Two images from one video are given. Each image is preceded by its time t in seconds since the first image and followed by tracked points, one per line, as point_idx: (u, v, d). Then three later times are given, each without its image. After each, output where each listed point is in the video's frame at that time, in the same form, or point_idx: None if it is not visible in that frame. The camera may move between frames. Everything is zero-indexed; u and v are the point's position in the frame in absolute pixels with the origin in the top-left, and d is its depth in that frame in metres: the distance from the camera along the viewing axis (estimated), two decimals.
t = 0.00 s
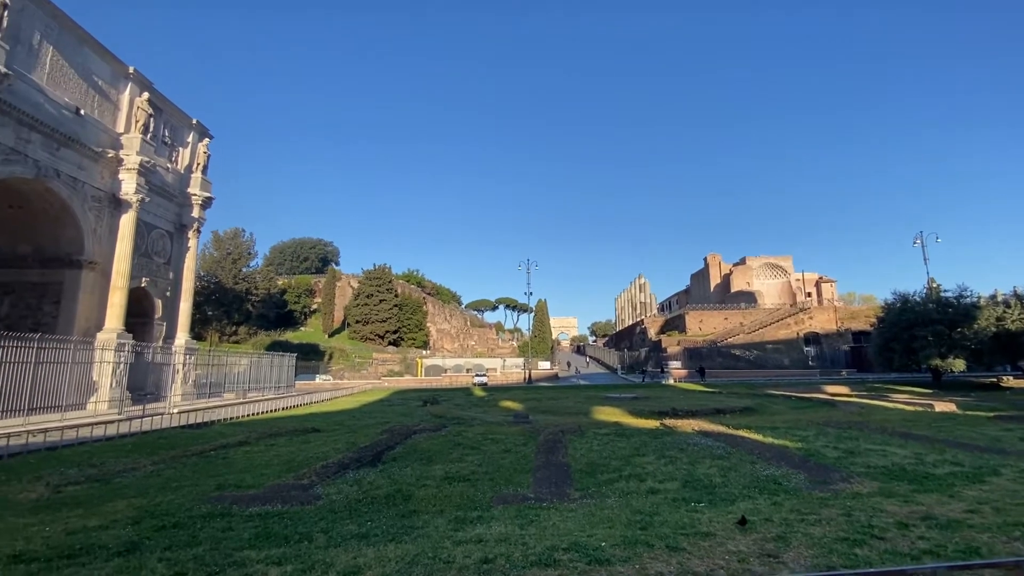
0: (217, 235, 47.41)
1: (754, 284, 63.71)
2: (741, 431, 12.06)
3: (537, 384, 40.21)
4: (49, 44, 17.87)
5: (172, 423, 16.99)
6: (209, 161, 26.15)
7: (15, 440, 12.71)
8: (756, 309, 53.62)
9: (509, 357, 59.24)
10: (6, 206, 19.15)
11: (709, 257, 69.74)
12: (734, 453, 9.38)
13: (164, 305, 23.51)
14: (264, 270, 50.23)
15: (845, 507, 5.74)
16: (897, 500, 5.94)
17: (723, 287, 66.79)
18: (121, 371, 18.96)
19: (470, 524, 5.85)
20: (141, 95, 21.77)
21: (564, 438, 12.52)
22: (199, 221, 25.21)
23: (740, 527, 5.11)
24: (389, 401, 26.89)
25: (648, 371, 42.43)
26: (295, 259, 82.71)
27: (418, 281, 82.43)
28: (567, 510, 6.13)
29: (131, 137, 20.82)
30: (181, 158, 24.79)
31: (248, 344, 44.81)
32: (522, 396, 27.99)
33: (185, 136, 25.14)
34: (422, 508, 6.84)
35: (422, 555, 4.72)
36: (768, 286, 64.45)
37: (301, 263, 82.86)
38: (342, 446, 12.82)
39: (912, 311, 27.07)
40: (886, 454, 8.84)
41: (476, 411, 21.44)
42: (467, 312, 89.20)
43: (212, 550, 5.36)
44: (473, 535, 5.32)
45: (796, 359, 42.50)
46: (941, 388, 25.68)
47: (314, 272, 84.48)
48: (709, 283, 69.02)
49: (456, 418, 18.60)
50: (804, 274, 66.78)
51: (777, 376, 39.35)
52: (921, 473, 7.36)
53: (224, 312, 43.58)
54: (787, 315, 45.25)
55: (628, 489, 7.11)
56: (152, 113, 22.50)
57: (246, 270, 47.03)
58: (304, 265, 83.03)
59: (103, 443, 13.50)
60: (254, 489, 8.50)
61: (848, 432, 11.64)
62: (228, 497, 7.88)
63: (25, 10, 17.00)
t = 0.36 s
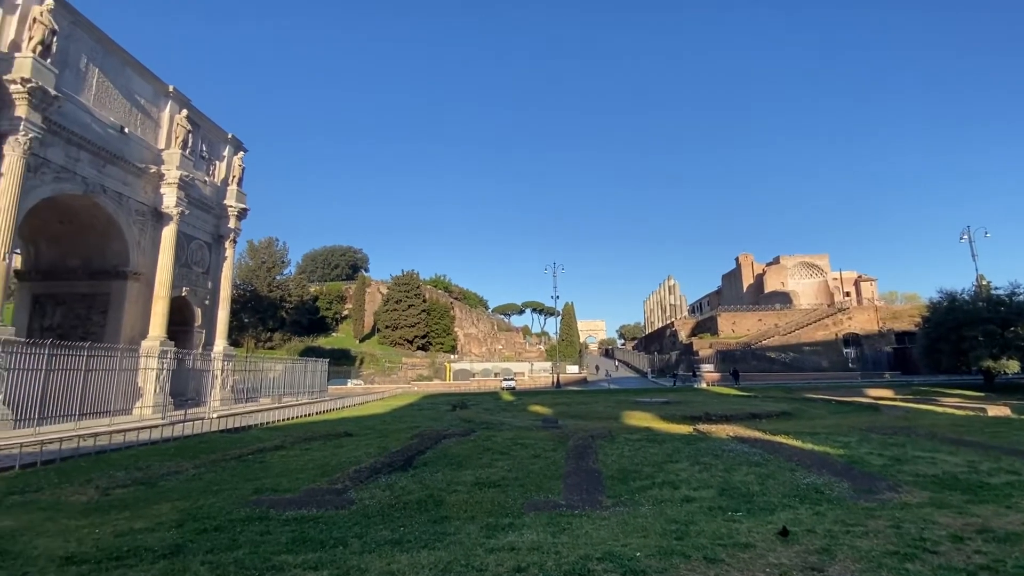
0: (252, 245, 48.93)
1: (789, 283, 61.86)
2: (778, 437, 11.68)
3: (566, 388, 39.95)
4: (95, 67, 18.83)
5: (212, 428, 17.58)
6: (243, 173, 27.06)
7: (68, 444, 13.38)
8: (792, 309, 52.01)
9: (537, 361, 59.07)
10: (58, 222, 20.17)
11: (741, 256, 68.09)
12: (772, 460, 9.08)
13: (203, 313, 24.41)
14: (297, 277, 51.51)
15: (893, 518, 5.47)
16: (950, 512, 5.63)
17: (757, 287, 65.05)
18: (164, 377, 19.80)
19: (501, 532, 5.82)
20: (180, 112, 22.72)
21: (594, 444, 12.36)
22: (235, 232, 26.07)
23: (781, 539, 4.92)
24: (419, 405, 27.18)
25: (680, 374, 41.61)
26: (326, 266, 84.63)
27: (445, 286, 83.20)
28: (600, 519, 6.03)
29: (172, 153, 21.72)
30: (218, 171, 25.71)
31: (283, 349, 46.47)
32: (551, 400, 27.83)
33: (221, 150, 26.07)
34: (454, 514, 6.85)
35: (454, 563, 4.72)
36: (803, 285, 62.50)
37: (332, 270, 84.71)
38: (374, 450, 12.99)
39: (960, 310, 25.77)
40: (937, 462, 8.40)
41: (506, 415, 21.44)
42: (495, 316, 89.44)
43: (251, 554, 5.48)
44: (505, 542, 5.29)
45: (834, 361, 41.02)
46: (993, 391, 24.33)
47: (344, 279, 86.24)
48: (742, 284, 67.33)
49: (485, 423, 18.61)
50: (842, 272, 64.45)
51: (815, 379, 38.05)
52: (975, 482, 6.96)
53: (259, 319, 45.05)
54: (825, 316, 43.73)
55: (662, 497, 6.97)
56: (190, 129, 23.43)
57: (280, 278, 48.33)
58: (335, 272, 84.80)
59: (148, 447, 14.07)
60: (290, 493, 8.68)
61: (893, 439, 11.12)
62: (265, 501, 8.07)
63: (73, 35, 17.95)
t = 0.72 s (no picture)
0: (290, 254, 50.51)
1: (832, 282, 59.51)
2: (825, 443, 11.22)
3: (599, 392, 39.51)
4: (143, 88, 19.88)
5: (254, 431, 18.17)
6: (281, 185, 28.01)
7: (123, 446, 14.08)
8: (835, 309, 50.01)
9: (570, 365, 58.67)
10: (112, 236, 21.32)
11: (780, 255, 65.97)
12: (818, 467, 8.72)
13: (245, 321, 25.33)
14: (333, 284, 52.78)
15: (954, 529, 5.15)
16: (1018, 523, 5.25)
17: (797, 287, 62.84)
18: (210, 383, 20.51)
19: (539, 538, 5.77)
20: (221, 128, 23.73)
21: (631, 449, 12.15)
22: (274, 242, 26.98)
23: (832, 551, 4.71)
24: (453, 409, 27.39)
25: (717, 377, 40.54)
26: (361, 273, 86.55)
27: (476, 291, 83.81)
28: (640, 526, 5.91)
29: (214, 167, 22.67)
30: (257, 184, 26.69)
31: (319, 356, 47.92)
32: (585, 405, 27.59)
33: (260, 163, 27.08)
34: (491, 518, 6.87)
35: (493, 567, 4.73)
36: (847, 284, 60.06)
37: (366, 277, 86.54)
38: (410, 454, 13.17)
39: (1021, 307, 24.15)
40: (999, 470, 7.89)
41: (539, 420, 21.37)
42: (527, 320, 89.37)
43: (296, 555, 5.63)
44: (542, 548, 5.26)
45: (882, 363, 39.19)
46: None
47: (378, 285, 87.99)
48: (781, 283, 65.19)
49: (519, 427, 18.60)
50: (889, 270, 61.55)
51: (862, 382, 36.42)
52: None
53: (298, 325, 46.55)
54: (872, 315, 41.84)
55: (702, 504, 6.79)
56: (231, 144, 24.44)
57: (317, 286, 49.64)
58: (369, 279, 86.58)
59: (196, 450, 14.68)
60: (331, 496, 8.88)
61: (951, 445, 10.50)
62: (306, 504, 8.28)
63: (123, 59, 19.01)
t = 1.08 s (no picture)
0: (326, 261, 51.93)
1: (877, 279, 56.98)
2: (875, 448, 10.74)
3: (633, 395, 38.97)
4: (187, 105, 20.83)
5: (295, 434, 18.72)
6: (317, 194, 28.81)
7: (173, 448, 14.73)
8: (881, 307, 47.85)
9: (602, 367, 58.08)
10: (161, 247, 22.39)
11: (820, 252, 63.63)
12: (869, 473, 8.33)
13: (284, 327, 26.18)
14: (367, 290, 53.93)
15: (1022, 540, 4.83)
16: None
17: (840, 285, 60.44)
18: (252, 387, 21.26)
19: (576, 543, 5.72)
20: (260, 141, 24.63)
21: (668, 454, 11.92)
22: (311, 249, 27.77)
23: (887, 561, 4.50)
24: (486, 412, 27.50)
25: (756, 380, 39.36)
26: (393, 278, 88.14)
27: (507, 294, 84.09)
28: (680, 532, 5.78)
29: (254, 179, 23.53)
30: (294, 194, 27.55)
31: (356, 359, 49.52)
32: (619, 408, 27.27)
33: (297, 173, 27.95)
34: (528, 522, 6.85)
35: (532, 572, 4.72)
36: (894, 281, 57.39)
37: (399, 282, 88.13)
38: (444, 457, 13.29)
39: None
40: None
41: (573, 423, 21.22)
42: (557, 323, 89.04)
43: (338, 556, 5.77)
44: (581, 553, 5.22)
45: (935, 364, 37.23)
46: None
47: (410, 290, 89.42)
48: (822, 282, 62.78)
49: (552, 431, 18.51)
50: (941, 266, 58.46)
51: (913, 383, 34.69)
52: None
53: (334, 330, 48.02)
54: (922, 314, 39.83)
55: (745, 511, 6.60)
56: (269, 156, 25.31)
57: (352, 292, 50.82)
58: (401, 284, 88.02)
59: (241, 451, 15.23)
60: (369, 498, 9.04)
61: (1016, 451, 9.86)
62: (346, 505, 8.46)
63: (169, 78, 19.97)
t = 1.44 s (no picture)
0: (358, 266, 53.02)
1: (924, 274, 54.37)
2: (927, 452, 10.25)
3: (666, 397, 38.29)
4: (226, 118, 21.67)
5: (331, 434, 19.16)
6: (349, 201, 29.50)
7: (218, 448, 15.30)
8: (929, 304, 45.62)
9: (634, 369, 57.32)
10: (204, 255, 23.31)
11: (862, 247, 61.21)
12: (921, 478, 7.95)
13: (320, 330, 26.88)
14: (399, 294, 54.79)
15: None
16: None
17: (884, 281, 57.96)
18: (290, 389, 21.89)
19: (615, 546, 5.65)
20: (294, 151, 25.40)
21: (705, 457, 11.66)
22: (344, 255, 28.43)
23: (946, 571, 4.28)
24: (517, 414, 27.51)
25: (795, 381, 38.10)
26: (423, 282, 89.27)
27: (535, 296, 84.01)
28: (722, 537, 5.65)
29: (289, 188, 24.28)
30: (327, 201, 28.29)
31: (388, 361, 50.27)
32: (652, 410, 26.83)
33: (330, 181, 28.68)
34: (564, 525, 6.82)
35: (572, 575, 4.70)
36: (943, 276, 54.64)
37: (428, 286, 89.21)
38: (478, 458, 13.36)
39: None
40: None
41: (606, 425, 21.00)
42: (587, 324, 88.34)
43: (378, 555, 5.88)
44: (620, 556, 5.17)
45: (989, 363, 35.24)
46: None
47: (440, 293, 90.38)
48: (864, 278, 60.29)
49: (585, 433, 18.36)
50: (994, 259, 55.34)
51: (965, 383, 32.93)
52: None
53: (367, 333, 48.96)
54: (975, 310, 37.77)
55: (789, 516, 6.39)
56: (303, 165, 26.08)
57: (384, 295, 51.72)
58: (431, 287, 89.07)
59: (281, 452, 15.69)
60: (406, 498, 9.17)
61: None
62: (383, 506, 8.61)
63: (209, 93, 20.82)
